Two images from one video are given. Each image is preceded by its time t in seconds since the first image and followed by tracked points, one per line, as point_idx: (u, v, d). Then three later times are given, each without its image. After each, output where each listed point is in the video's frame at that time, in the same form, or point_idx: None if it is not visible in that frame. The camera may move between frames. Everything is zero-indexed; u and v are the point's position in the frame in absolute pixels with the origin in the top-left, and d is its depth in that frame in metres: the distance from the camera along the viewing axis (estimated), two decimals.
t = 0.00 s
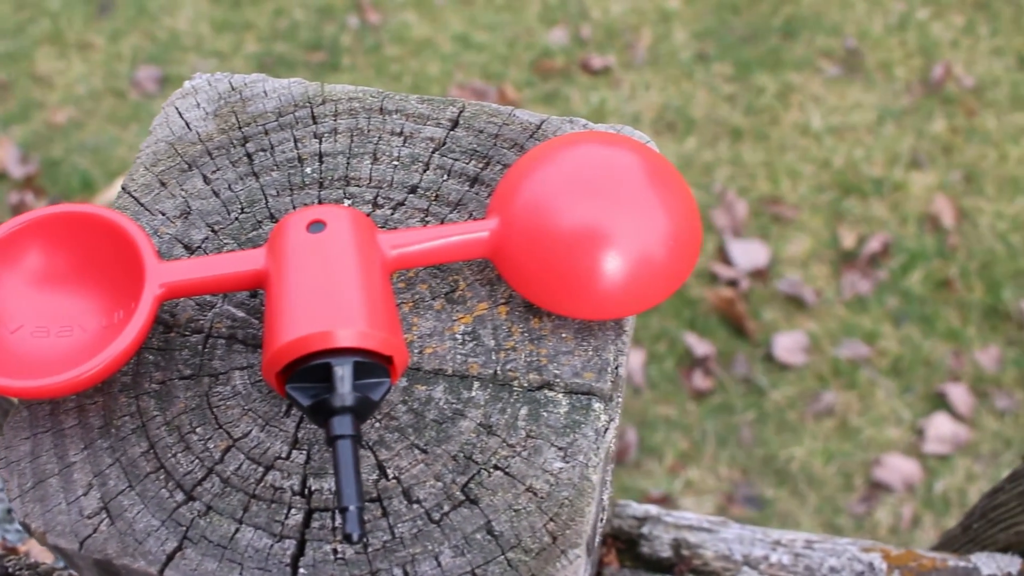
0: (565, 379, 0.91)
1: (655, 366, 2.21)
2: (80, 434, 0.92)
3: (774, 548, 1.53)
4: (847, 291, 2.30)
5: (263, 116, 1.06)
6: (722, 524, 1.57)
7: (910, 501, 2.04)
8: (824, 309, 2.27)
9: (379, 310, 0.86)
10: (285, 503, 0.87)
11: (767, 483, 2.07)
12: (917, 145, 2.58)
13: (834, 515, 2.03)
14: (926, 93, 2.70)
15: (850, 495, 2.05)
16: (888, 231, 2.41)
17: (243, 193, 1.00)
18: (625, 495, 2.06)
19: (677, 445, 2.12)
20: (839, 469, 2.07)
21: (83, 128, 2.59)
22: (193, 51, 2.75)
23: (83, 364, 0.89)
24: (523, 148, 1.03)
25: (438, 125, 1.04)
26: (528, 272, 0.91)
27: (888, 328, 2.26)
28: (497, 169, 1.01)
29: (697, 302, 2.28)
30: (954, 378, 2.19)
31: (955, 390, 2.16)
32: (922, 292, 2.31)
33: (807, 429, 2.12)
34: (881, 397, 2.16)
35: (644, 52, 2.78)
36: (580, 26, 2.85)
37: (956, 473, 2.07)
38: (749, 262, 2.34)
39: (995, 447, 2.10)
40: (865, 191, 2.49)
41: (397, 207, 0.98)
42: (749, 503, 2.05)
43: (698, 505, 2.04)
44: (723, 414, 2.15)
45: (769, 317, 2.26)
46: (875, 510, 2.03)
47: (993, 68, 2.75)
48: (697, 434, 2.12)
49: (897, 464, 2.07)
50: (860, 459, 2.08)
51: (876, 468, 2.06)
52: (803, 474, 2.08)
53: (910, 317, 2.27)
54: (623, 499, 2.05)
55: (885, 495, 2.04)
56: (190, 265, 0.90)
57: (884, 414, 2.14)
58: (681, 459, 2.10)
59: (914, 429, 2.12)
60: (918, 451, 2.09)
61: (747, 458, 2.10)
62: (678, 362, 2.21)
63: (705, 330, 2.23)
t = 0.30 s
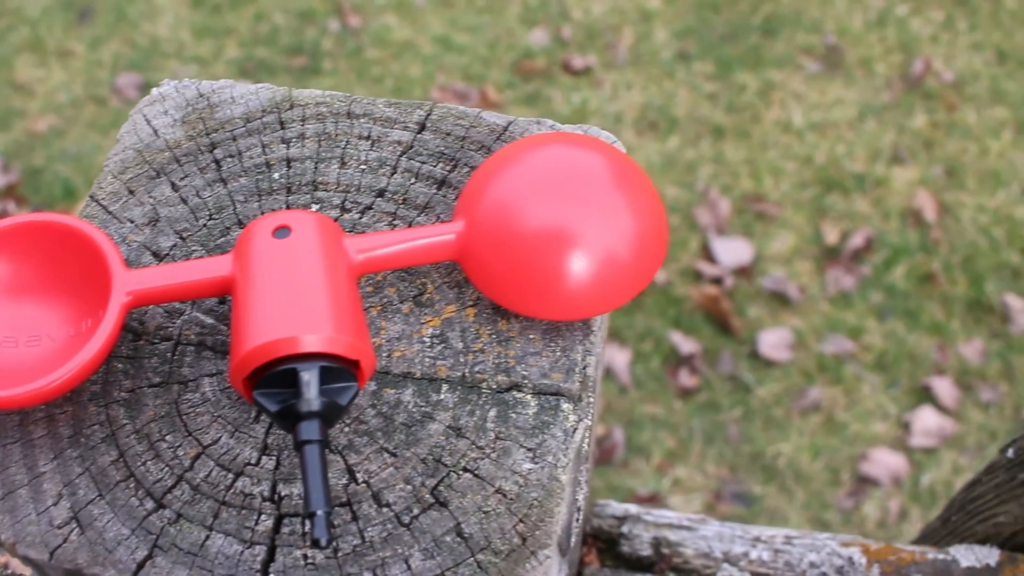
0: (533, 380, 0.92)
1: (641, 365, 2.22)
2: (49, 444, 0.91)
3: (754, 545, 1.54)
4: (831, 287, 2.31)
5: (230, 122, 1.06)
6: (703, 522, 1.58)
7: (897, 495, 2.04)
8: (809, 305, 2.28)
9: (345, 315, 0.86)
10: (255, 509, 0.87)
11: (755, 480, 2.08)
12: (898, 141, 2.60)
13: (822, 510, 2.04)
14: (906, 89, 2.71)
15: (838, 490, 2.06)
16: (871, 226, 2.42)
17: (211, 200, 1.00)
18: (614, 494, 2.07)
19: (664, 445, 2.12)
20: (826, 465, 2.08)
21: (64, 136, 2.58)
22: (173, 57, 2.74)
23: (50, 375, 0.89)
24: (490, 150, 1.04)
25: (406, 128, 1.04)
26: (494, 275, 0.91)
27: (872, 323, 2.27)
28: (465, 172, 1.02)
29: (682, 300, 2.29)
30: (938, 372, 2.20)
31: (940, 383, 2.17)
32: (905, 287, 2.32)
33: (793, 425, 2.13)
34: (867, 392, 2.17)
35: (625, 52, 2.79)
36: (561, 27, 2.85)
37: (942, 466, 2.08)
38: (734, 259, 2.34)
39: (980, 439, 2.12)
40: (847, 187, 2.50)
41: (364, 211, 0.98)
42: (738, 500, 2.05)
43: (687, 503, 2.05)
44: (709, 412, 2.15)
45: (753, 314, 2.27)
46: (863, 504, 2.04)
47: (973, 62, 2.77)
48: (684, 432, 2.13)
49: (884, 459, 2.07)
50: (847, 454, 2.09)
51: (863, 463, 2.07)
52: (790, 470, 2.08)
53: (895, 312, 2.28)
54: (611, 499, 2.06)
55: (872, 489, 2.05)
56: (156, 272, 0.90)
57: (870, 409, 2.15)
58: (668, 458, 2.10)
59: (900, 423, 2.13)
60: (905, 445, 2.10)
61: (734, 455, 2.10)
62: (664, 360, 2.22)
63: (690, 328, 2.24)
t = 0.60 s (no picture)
0: (500, 383, 0.92)
1: (625, 364, 2.22)
2: (16, 455, 0.91)
3: (731, 543, 1.54)
4: (814, 283, 2.33)
5: (196, 130, 1.06)
6: (680, 521, 1.58)
7: (883, 490, 2.06)
8: (792, 302, 2.29)
9: (310, 322, 0.86)
10: (223, 516, 0.87)
11: (741, 477, 2.09)
12: (879, 136, 2.62)
13: (809, 506, 2.05)
14: (885, 85, 2.74)
15: (824, 485, 2.07)
16: (852, 222, 2.44)
17: (177, 208, 1.00)
18: (602, 494, 2.07)
19: (650, 444, 2.13)
20: (812, 461, 2.10)
21: (44, 145, 2.59)
22: (153, 64, 2.74)
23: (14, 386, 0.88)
24: (455, 154, 1.04)
25: (371, 134, 1.04)
26: (459, 278, 0.91)
27: (855, 318, 2.28)
28: (430, 176, 1.02)
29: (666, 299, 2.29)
30: (922, 365, 2.22)
31: (925, 376, 2.19)
32: (888, 281, 2.34)
33: (779, 421, 2.14)
34: (851, 386, 2.18)
35: (605, 52, 2.80)
36: (540, 28, 2.85)
37: (927, 459, 2.10)
38: (717, 257, 2.35)
39: (964, 432, 2.14)
40: (829, 183, 2.51)
41: (330, 217, 0.99)
42: (725, 497, 2.06)
43: (674, 502, 2.05)
44: (695, 410, 2.16)
45: (737, 311, 2.28)
46: (849, 500, 2.06)
47: (951, 57, 2.80)
48: (670, 431, 2.14)
49: (869, 453, 2.09)
50: (832, 450, 2.11)
51: (849, 458, 2.09)
52: (777, 466, 2.09)
53: (877, 307, 2.30)
54: (599, 499, 2.06)
55: (859, 484, 2.06)
56: (121, 282, 0.90)
57: (855, 404, 2.16)
58: (654, 456, 2.11)
59: (885, 417, 2.15)
60: (889, 439, 2.12)
61: (720, 453, 2.11)
62: (649, 359, 2.23)
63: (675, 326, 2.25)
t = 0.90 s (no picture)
0: (468, 388, 0.92)
1: (609, 365, 2.27)
2: None
3: (710, 542, 1.54)
4: (796, 281, 2.37)
5: (163, 138, 1.06)
6: (659, 521, 1.58)
7: (867, 486, 2.12)
8: (774, 300, 2.34)
9: (277, 330, 0.86)
10: (192, 525, 0.87)
11: (726, 476, 2.14)
12: (859, 134, 2.67)
13: (794, 503, 2.11)
14: (864, 83, 2.78)
15: (809, 482, 2.13)
16: (834, 220, 2.49)
17: (145, 217, 1.00)
18: (587, 495, 2.12)
19: (636, 443, 2.18)
20: (797, 458, 2.15)
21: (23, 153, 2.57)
22: (132, 71, 2.74)
23: None
24: (422, 159, 1.05)
25: (338, 140, 1.05)
26: (426, 284, 0.91)
27: (838, 316, 2.33)
28: (397, 182, 1.03)
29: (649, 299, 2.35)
30: (905, 362, 2.27)
31: (908, 373, 2.24)
32: (870, 279, 2.39)
33: (763, 420, 2.20)
34: (835, 383, 2.24)
35: (585, 53, 2.82)
36: (520, 30, 2.87)
37: (911, 455, 2.15)
38: (698, 257, 2.40)
39: (948, 427, 2.20)
40: (810, 181, 2.56)
41: (297, 224, 0.99)
42: (710, 496, 2.11)
43: (660, 501, 2.11)
44: (680, 409, 2.21)
45: (720, 311, 2.32)
46: (834, 496, 2.12)
47: (930, 55, 2.84)
48: (655, 431, 2.19)
49: (852, 450, 2.15)
50: (816, 447, 2.16)
51: (832, 455, 2.15)
52: (762, 464, 2.15)
53: (859, 304, 2.35)
54: (585, 500, 2.11)
55: (843, 480, 2.12)
56: (87, 292, 0.90)
57: (838, 401, 2.22)
58: (640, 456, 2.16)
59: (868, 415, 2.20)
60: (873, 436, 2.18)
61: (705, 452, 2.17)
62: (633, 360, 2.27)
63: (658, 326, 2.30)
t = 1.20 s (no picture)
0: (432, 393, 0.92)
1: (595, 365, 2.42)
2: None
3: (687, 541, 1.54)
4: (778, 278, 2.55)
5: (126, 149, 1.06)
6: (636, 521, 1.58)
7: (854, 480, 2.27)
8: (758, 297, 2.52)
9: (239, 339, 0.86)
10: (158, 536, 0.87)
11: (713, 474, 2.30)
12: (838, 130, 2.88)
13: (781, 499, 2.26)
14: (843, 78, 3.00)
15: (795, 478, 2.29)
16: (815, 216, 2.68)
17: (108, 229, 1.00)
18: (576, 495, 2.27)
19: (622, 443, 2.33)
20: (782, 454, 2.31)
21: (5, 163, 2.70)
22: (111, 80, 2.89)
23: None
24: (384, 165, 1.05)
25: (300, 147, 1.05)
26: (388, 290, 0.91)
27: (821, 311, 2.51)
28: (360, 188, 1.03)
29: (634, 299, 2.51)
30: (888, 355, 2.45)
31: (890, 367, 2.41)
32: (852, 274, 2.57)
33: (749, 417, 2.36)
34: (819, 378, 2.41)
35: (564, 54, 3.01)
36: (499, 32, 3.05)
37: (895, 447, 2.32)
38: (681, 256, 2.57)
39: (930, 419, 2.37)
40: (790, 178, 2.76)
41: (260, 232, 0.99)
42: (698, 494, 2.27)
43: (648, 498, 2.26)
44: (666, 408, 2.37)
45: (704, 309, 2.50)
46: (820, 491, 2.27)
47: (907, 49, 3.07)
48: (641, 430, 2.34)
49: (838, 446, 2.31)
50: (801, 443, 2.32)
51: (819, 450, 2.31)
52: (748, 461, 2.31)
53: (842, 300, 2.53)
54: (573, 501, 2.26)
55: (829, 475, 2.28)
56: (50, 304, 0.90)
57: (823, 396, 2.38)
58: (626, 456, 2.31)
59: (853, 408, 2.37)
60: (859, 430, 2.34)
61: (692, 450, 2.32)
62: (618, 359, 2.43)
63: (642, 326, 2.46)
